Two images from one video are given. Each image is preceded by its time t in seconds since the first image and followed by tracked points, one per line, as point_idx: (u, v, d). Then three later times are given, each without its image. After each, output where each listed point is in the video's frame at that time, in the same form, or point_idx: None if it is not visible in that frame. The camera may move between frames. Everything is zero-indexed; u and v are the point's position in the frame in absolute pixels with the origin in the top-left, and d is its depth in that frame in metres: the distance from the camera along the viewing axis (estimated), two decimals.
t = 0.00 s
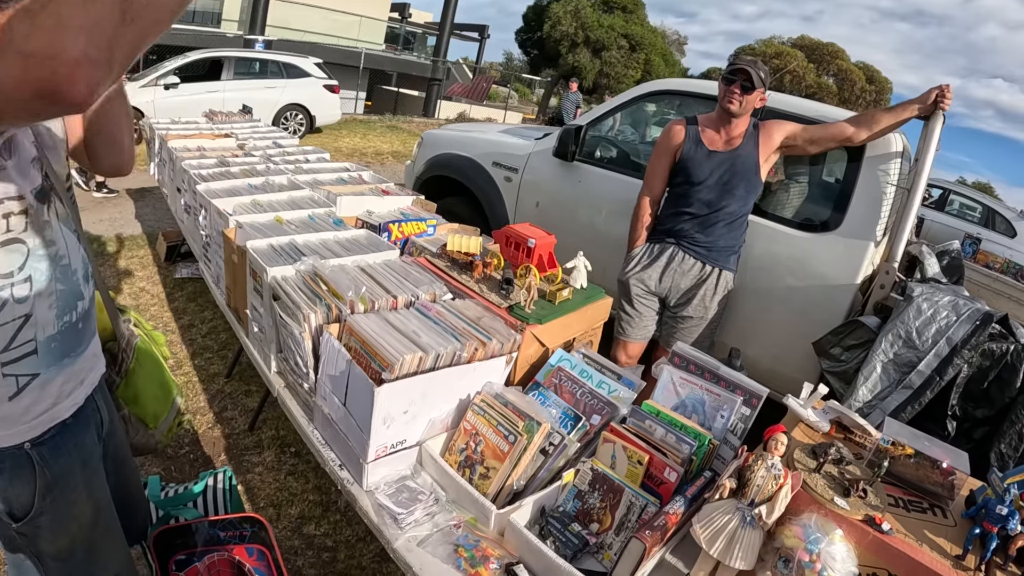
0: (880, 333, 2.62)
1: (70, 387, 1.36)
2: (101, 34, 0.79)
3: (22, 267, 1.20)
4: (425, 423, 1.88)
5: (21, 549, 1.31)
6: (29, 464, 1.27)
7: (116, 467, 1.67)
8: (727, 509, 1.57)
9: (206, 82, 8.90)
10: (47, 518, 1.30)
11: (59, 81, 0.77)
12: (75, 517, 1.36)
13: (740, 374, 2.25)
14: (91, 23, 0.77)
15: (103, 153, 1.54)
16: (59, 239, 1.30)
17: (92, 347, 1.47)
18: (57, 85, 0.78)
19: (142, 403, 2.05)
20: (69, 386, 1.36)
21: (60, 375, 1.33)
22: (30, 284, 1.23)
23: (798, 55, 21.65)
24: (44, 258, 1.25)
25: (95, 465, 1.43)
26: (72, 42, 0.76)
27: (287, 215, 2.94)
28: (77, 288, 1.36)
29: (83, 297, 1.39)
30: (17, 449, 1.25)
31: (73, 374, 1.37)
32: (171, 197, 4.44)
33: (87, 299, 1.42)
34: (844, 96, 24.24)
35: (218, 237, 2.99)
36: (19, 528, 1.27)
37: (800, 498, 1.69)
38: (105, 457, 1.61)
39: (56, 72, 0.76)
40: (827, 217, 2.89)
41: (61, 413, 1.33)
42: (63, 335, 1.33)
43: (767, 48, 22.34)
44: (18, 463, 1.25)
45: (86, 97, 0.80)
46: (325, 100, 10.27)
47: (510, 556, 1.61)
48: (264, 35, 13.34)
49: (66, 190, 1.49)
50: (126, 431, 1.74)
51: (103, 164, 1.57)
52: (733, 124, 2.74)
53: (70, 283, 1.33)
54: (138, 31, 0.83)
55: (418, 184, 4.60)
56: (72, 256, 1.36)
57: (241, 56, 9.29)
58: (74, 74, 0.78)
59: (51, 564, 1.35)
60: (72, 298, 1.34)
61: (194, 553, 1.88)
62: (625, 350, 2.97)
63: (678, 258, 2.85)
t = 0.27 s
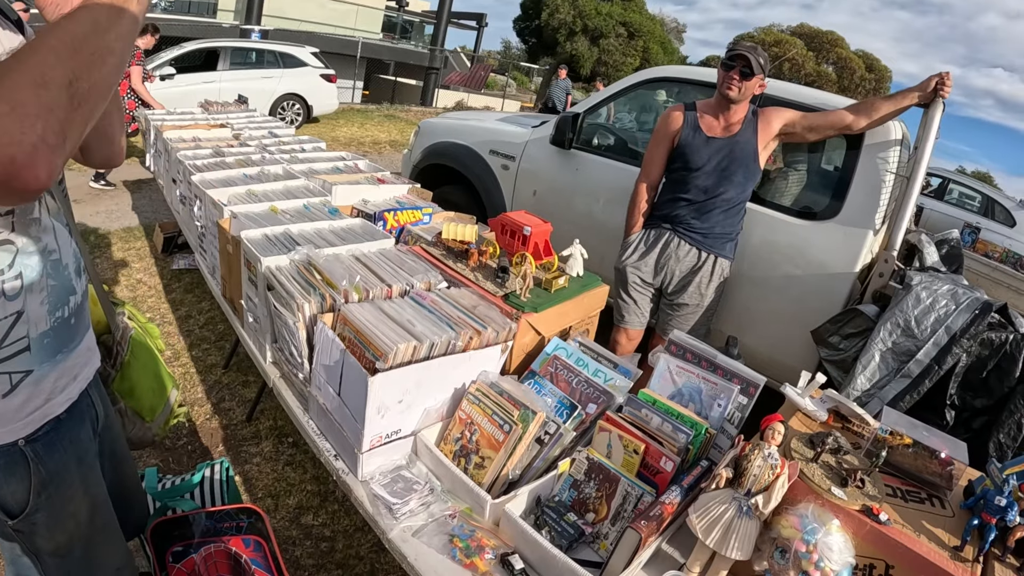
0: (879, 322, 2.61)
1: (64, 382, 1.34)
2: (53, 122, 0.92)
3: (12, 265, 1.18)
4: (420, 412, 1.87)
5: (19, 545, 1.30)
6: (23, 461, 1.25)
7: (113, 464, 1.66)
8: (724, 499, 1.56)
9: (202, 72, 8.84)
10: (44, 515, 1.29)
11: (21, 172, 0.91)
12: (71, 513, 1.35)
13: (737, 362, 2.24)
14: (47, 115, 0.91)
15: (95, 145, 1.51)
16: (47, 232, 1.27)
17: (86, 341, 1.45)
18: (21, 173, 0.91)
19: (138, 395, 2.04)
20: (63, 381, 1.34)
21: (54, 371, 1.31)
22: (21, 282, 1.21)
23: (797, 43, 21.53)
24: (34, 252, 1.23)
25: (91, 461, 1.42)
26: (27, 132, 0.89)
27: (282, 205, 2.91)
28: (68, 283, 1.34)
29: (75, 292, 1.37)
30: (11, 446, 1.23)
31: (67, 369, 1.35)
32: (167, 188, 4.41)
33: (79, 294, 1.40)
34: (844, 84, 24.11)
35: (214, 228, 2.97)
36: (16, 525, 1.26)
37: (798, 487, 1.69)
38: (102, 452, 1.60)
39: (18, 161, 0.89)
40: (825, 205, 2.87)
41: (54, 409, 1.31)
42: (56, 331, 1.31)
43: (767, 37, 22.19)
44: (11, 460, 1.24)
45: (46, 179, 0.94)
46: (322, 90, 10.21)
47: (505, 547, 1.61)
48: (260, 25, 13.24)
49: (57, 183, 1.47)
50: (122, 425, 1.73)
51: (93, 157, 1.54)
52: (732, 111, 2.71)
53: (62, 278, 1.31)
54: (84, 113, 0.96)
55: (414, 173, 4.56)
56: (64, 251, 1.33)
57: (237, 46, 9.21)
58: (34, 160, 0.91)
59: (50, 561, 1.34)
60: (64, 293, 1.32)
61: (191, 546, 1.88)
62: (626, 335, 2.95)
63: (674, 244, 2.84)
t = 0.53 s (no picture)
0: (874, 307, 2.61)
1: (57, 369, 1.34)
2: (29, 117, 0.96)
3: (4, 253, 1.18)
4: (411, 396, 1.87)
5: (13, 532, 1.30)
6: (17, 447, 1.25)
7: (110, 452, 1.67)
8: (713, 481, 1.57)
9: (197, 61, 8.77)
10: (39, 501, 1.29)
11: None
12: (66, 500, 1.35)
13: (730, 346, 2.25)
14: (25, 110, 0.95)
15: (88, 132, 1.51)
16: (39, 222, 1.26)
17: (79, 328, 1.45)
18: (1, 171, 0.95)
19: (134, 382, 2.03)
20: (56, 368, 1.34)
21: (48, 358, 1.31)
22: (13, 270, 1.20)
23: (797, 29, 21.38)
24: (26, 241, 1.23)
25: (86, 447, 1.42)
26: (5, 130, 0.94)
27: (276, 192, 2.90)
28: (61, 271, 1.33)
29: (68, 280, 1.36)
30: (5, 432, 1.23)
31: (60, 356, 1.35)
32: (162, 177, 4.38)
33: (73, 281, 1.39)
34: (844, 72, 23.97)
35: (208, 215, 2.96)
36: (12, 511, 1.26)
37: (787, 470, 1.69)
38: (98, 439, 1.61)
39: None
40: (821, 189, 2.86)
41: (47, 396, 1.31)
42: (49, 318, 1.30)
43: (767, 23, 22.03)
44: (5, 446, 1.24)
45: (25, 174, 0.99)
46: (318, 78, 10.14)
47: (496, 529, 1.62)
48: (256, 13, 13.13)
49: (47, 169, 1.46)
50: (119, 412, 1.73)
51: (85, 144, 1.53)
52: (729, 92, 2.69)
53: (55, 266, 1.31)
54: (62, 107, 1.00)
55: (410, 159, 4.54)
56: (56, 238, 1.33)
57: (233, 35, 9.12)
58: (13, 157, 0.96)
59: (46, 547, 1.34)
60: (56, 281, 1.32)
61: (186, 531, 1.87)
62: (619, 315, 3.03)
63: (665, 223, 2.83)
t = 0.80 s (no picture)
0: (871, 304, 2.63)
1: (62, 366, 1.35)
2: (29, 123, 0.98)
3: (10, 251, 1.19)
4: (412, 392, 1.89)
5: (20, 528, 1.33)
6: (23, 444, 1.27)
7: (115, 448, 1.69)
8: (711, 476, 1.59)
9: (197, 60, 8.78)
10: (44, 497, 1.32)
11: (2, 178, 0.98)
12: (71, 496, 1.37)
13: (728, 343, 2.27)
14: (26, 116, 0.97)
15: (92, 134, 1.53)
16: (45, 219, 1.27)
17: (84, 326, 1.46)
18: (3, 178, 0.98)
19: (139, 379, 2.04)
20: (61, 365, 1.35)
21: (53, 355, 1.32)
22: (19, 268, 1.22)
23: (798, 27, 21.37)
24: (32, 240, 1.24)
25: (90, 444, 1.43)
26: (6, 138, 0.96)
27: (277, 190, 2.91)
28: (67, 268, 1.35)
29: (74, 277, 1.38)
30: (12, 429, 1.25)
31: (66, 353, 1.36)
32: (163, 175, 4.40)
33: (79, 279, 1.41)
34: (843, 70, 23.95)
35: (210, 214, 2.98)
36: (17, 508, 1.29)
37: (784, 464, 1.72)
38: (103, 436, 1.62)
39: None
40: (819, 187, 2.88)
41: (52, 393, 1.32)
42: (55, 315, 1.32)
43: (767, 22, 22.02)
44: (11, 442, 1.25)
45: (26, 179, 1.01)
46: (318, 77, 10.15)
47: (496, 523, 1.64)
48: (255, 12, 13.13)
49: (53, 168, 1.48)
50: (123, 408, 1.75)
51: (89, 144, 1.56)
52: (730, 92, 2.70)
53: (61, 264, 1.32)
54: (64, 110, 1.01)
55: (410, 157, 4.56)
56: (62, 235, 1.34)
57: (232, 34, 9.13)
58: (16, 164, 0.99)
59: (52, 543, 1.36)
60: (63, 278, 1.33)
61: (189, 527, 1.89)
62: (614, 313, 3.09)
63: (661, 222, 2.85)
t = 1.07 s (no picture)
0: (871, 306, 2.63)
1: (60, 368, 1.35)
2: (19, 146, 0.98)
3: (10, 253, 1.20)
4: (412, 394, 1.90)
5: (19, 527, 1.33)
6: (21, 445, 1.27)
7: (114, 449, 1.69)
8: (709, 477, 1.60)
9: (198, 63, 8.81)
10: (42, 498, 1.31)
11: None
12: (69, 497, 1.36)
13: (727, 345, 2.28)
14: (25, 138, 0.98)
15: (96, 139, 1.54)
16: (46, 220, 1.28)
17: (82, 328, 1.46)
18: None
19: (140, 381, 2.05)
20: (59, 367, 1.35)
21: (51, 358, 1.32)
22: (19, 270, 1.22)
23: (797, 31, 21.42)
24: (32, 242, 1.25)
25: (89, 445, 1.43)
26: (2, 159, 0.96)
27: (277, 193, 2.92)
28: (67, 271, 1.36)
29: (73, 280, 1.39)
30: (11, 430, 1.24)
31: (64, 355, 1.36)
32: (163, 178, 4.42)
33: (78, 281, 1.42)
34: (843, 73, 23.97)
35: (210, 216, 2.99)
36: (14, 507, 1.28)
37: (782, 466, 1.72)
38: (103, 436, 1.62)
39: None
40: (819, 189, 2.89)
41: (51, 394, 1.32)
42: (54, 317, 1.33)
43: (767, 25, 22.07)
44: (8, 443, 1.25)
45: (18, 199, 1.03)
46: (318, 80, 10.18)
47: (495, 524, 1.65)
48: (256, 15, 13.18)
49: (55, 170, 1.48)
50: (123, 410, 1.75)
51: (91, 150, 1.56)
52: (731, 96, 2.71)
53: (61, 266, 1.33)
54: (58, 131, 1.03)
55: (410, 160, 4.57)
56: (63, 239, 1.35)
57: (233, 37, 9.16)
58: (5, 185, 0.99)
59: (50, 543, 1.36)
60: (62, 281, 1.34)
61: (189, 527, 1.89)
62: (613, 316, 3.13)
63: (666, 228, 2.85)
